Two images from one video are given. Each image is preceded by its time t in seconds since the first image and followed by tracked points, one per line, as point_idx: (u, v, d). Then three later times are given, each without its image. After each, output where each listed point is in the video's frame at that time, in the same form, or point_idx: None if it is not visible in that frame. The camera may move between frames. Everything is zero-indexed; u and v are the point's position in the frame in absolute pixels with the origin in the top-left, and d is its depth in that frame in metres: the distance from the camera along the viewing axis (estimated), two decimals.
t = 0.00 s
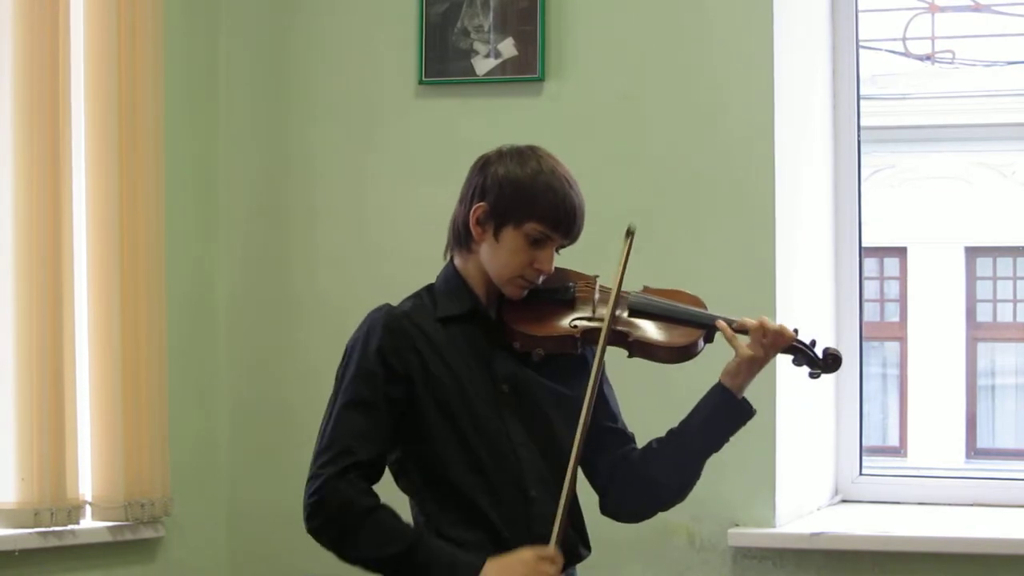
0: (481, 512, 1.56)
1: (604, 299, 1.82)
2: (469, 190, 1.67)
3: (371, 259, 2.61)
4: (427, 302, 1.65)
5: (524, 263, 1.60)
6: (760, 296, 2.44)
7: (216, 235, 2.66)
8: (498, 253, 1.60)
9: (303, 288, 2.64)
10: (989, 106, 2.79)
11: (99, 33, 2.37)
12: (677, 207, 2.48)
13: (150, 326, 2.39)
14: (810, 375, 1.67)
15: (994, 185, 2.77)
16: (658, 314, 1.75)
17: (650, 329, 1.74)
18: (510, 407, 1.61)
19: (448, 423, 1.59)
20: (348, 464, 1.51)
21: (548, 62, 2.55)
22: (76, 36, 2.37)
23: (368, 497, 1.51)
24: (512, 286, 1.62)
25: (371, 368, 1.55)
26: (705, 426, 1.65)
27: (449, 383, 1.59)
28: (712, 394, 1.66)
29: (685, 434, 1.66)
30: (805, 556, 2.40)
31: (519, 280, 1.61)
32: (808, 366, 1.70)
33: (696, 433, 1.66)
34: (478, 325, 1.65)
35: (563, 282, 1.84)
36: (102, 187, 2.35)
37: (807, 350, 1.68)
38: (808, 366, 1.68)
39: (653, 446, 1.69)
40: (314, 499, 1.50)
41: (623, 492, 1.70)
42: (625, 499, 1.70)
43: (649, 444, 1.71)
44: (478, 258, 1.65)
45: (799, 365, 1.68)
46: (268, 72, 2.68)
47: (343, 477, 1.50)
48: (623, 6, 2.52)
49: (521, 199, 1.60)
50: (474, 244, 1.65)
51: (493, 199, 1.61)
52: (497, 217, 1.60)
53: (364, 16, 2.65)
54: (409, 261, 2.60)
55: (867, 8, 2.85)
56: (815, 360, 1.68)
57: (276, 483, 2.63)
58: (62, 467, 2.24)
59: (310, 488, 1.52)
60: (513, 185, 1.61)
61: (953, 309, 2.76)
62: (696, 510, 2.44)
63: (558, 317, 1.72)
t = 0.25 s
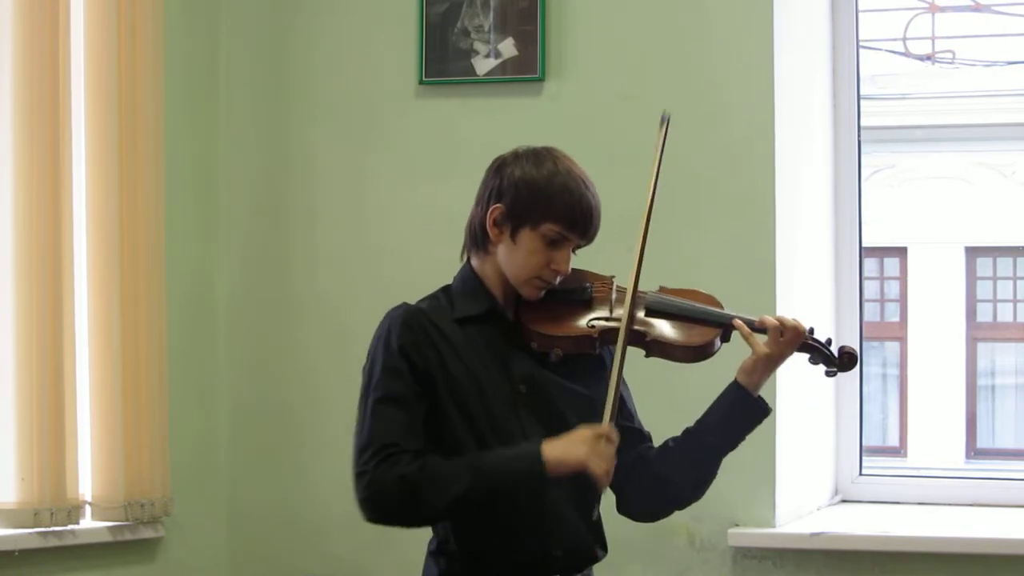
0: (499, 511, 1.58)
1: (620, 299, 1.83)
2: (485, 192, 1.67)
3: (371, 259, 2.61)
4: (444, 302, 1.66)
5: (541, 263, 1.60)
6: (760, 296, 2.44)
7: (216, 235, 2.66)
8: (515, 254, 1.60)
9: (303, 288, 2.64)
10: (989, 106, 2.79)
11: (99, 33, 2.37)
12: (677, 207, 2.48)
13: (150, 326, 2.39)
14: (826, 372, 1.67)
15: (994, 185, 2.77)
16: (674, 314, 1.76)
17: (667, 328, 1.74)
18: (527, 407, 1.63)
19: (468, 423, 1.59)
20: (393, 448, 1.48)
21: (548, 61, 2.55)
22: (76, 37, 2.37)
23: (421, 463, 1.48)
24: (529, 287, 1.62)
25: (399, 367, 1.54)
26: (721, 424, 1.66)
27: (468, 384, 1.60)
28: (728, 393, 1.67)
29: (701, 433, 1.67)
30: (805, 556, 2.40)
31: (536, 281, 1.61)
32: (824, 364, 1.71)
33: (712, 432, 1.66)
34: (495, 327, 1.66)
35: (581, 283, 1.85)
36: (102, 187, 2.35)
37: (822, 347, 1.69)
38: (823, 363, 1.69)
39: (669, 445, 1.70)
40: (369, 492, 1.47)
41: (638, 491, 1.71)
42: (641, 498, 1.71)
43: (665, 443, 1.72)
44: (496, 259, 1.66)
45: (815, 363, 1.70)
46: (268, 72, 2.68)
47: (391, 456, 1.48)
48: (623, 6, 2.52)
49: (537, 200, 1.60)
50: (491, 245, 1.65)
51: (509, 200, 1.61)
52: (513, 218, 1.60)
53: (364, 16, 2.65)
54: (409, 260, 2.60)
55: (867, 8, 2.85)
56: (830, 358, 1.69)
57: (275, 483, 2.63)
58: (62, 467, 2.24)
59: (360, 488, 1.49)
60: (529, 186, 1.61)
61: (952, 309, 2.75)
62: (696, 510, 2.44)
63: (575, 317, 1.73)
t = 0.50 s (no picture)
0: (514, 505, 1.60)
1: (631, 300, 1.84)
2: (496, 193, 1.68)
3: (371, 259, 2.61)
4: (456, 302, 1.69)
5: (552, 264, 1.60)
6: (759, 296, 2.44)
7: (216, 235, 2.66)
8: (526, 255, 1.60)
9: (303, 288, 2.64)
10: (989, 106, 2.79)
11: (99, 34, 2.37)
12: (677, 207, 2.48)
13: (150, 326, 2.39)
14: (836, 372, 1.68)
15: (994, 185, 2.77)
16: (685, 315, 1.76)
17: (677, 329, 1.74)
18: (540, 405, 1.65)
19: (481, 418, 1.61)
20: (453, 393, 1.49)
21: (548, 61, 2.55)
22: (76, 37, 2.37)
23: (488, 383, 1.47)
24: (540, 287, 1.62)
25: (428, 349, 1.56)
26: (727, 423, 1.65)
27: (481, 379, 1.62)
28: (735, 392, 1.66)
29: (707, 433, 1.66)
30: (805, 556, 2.40)
31: (547, 281, 1.61)
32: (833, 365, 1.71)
33: (719, 431, 1.65)
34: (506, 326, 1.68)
35: (591, 283, 1.86)
36: (102, 187, 2.35)
37: (832, 348, 1.69)
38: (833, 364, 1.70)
39: (677, 444, 1.69)
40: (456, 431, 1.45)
41: (646, 491, 1.71)
42: (650, 497, 1.71)
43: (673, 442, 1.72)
44: (507, 260, 1.66)
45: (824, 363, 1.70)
46: (267, 72, 2.68)
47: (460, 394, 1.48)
48: (623, 6, 2.52)
49: (548, 200, 1.60)
50: (502, 246, 1.65)
51: (520, 201, 1.61)
52: (524, 219, 1.60)
53: (364, 16, 2.65)
54: (409, 260, 2.60)
55: (867, 8, 2.85)
56: (840, 358, 1.69)
57: (275, 483, 2.63)
58: (62, 467, 2.24)
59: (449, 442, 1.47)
60: (539, 186, 1.61)
61: (952, 309, 2.75)
62: (696, 510, 2.44)
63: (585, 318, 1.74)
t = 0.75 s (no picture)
0: (523, 491, 1.63)
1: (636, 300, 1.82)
2: (502, 194, 1.70)
3: (371, 259, 2.61)
4: (463, 303, 1.72)
5: (557, 267, 1.63)
6: (759, 296, 2.44)
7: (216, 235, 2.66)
8: (531, 257, 1.63)
9: (303, 288, 2.64)
10: (989, 106, 2.79)
11: (99, 34, 2.36)
12: (677, 208, 2.48)
13: (150, 326, 2.39)
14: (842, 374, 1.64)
15: (994, 185, 2.77)
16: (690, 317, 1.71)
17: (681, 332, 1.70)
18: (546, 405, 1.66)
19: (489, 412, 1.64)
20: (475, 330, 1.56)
21: (548, 62, 2.55)
22: (76, 38, 2.37)
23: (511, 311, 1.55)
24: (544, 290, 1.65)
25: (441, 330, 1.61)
26: (732, 424, 1.64)
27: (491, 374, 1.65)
28: (741, 393, 1.65)
29: (711, 435, 1.65)
30: (805, 556, 2.40)
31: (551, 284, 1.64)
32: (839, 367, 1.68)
33: (724, 433, 1.64)
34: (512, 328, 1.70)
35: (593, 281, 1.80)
36: (102, 187, 2.35)
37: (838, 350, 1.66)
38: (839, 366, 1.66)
39: (681, 445, 1.69)
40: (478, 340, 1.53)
41: (649, 492, 1.70)
42: (652, 499, 1.70)
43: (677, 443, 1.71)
44: (512, 261, 1.69)
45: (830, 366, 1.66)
46: (268, 72, 2.68)
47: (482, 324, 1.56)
48: (623, 6, 2.52)
49: (553, 203, 1.62)
50: (507, 247, 1.68)
51: (525, 204, 1.63)
52: (529, 221, 1.63)
53: (364, 16, 2.65)
54: (409, 260, 2.60)
55: (867, 8, 2.85)
56: (847, 360, 1.66)
57: (275, 483, 2.63)
58: (62, 467, 2.24)
59: (467, 358, 1.54)
60: (545, 189, 1.63)
61: (952, 309, 2.76)
62: (696, 510, 2.44)
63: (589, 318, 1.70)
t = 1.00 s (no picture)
0: (522, 491, 1.62)
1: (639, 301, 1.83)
2: (505, 195, 1.70)
3: (371, 259, 2.61)
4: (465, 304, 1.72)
5: (558, 268, 1.62)
6: (759, 296, 2.44)
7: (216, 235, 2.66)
8: (532, 257, 1.63)
9: (303, 288, 2.64)
10: (989, 106, 2.79)
11: (99, 34, 2.36)
12: (677, 208, 2.48)
13: (150, 326, 2.39)
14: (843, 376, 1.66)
15: (994, 185, 2.77)
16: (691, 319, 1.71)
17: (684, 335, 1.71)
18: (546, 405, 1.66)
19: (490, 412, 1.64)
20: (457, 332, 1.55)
21: (548, 62, 2.55)
22: (76, 38, 2.37)
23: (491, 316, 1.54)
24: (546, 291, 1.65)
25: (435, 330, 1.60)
26: (733, 425, 1.65)
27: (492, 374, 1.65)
28: (742, 395, 1.66)
29: (711, 435, 1.67)
30: (805, 557, 2.40)
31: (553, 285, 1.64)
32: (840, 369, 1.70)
33: (724, 434, 1.66)
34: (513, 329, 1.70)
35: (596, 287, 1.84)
36: (102, 187, 2.35)
37: (839, 352, 1.68)
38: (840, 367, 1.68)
39: (681, 445, 1.70)
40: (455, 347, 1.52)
41: (648, 491, 1.71)
42: (654, 499, 1.71)
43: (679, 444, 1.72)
44: (514, 262, 1.69)
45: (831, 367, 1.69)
46: (267, 72, 2.68)
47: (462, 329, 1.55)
48: (623, 6, 2.52)
49: (556, 204, 1.62)
50: (509, 248, 1.68)
51: (527, 204, 1.64)
52: (531, 222, 1.63)
53: (364, 16, 2.65)
54: (409, 260, 2.60)
55: (867, 8, 2.85)
56: (848, 362, 1.68)
57: (275, 483, 2.63)
58: (62, 467, 2.24)
59: (446, 364, 1.53)
60: (547, 190, 1.63)
61: (952, 309, 2.76)
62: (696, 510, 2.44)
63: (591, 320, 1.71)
